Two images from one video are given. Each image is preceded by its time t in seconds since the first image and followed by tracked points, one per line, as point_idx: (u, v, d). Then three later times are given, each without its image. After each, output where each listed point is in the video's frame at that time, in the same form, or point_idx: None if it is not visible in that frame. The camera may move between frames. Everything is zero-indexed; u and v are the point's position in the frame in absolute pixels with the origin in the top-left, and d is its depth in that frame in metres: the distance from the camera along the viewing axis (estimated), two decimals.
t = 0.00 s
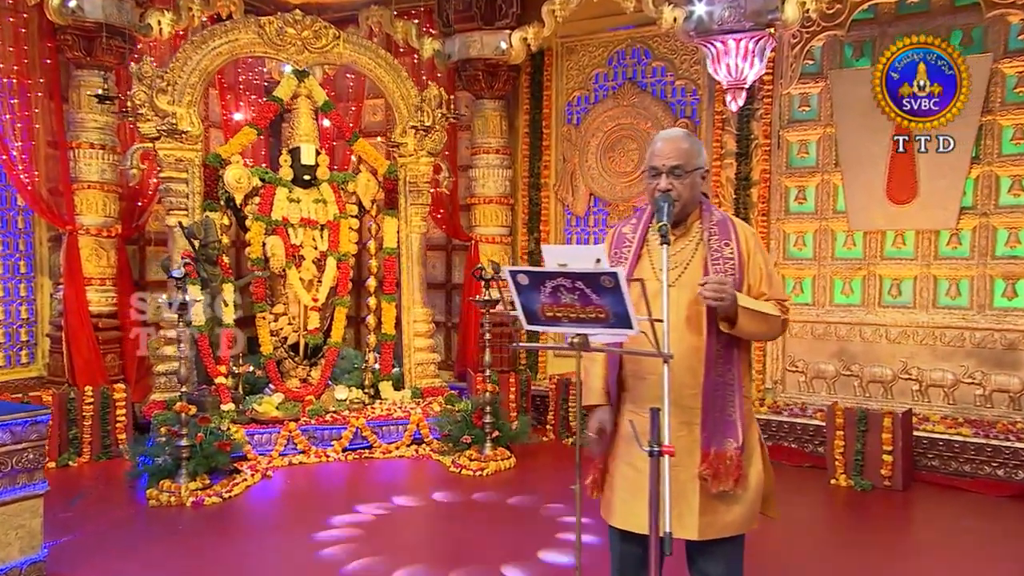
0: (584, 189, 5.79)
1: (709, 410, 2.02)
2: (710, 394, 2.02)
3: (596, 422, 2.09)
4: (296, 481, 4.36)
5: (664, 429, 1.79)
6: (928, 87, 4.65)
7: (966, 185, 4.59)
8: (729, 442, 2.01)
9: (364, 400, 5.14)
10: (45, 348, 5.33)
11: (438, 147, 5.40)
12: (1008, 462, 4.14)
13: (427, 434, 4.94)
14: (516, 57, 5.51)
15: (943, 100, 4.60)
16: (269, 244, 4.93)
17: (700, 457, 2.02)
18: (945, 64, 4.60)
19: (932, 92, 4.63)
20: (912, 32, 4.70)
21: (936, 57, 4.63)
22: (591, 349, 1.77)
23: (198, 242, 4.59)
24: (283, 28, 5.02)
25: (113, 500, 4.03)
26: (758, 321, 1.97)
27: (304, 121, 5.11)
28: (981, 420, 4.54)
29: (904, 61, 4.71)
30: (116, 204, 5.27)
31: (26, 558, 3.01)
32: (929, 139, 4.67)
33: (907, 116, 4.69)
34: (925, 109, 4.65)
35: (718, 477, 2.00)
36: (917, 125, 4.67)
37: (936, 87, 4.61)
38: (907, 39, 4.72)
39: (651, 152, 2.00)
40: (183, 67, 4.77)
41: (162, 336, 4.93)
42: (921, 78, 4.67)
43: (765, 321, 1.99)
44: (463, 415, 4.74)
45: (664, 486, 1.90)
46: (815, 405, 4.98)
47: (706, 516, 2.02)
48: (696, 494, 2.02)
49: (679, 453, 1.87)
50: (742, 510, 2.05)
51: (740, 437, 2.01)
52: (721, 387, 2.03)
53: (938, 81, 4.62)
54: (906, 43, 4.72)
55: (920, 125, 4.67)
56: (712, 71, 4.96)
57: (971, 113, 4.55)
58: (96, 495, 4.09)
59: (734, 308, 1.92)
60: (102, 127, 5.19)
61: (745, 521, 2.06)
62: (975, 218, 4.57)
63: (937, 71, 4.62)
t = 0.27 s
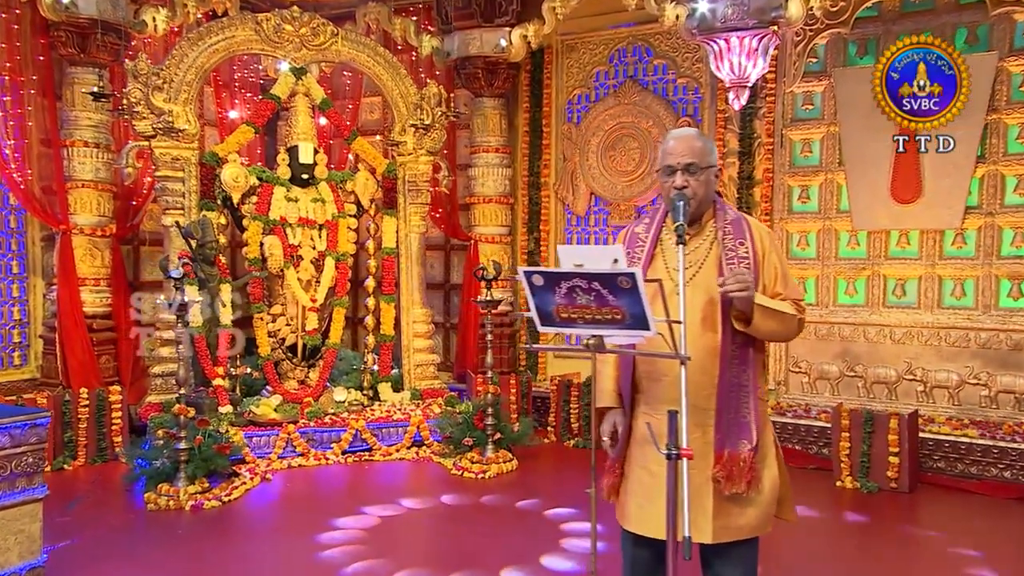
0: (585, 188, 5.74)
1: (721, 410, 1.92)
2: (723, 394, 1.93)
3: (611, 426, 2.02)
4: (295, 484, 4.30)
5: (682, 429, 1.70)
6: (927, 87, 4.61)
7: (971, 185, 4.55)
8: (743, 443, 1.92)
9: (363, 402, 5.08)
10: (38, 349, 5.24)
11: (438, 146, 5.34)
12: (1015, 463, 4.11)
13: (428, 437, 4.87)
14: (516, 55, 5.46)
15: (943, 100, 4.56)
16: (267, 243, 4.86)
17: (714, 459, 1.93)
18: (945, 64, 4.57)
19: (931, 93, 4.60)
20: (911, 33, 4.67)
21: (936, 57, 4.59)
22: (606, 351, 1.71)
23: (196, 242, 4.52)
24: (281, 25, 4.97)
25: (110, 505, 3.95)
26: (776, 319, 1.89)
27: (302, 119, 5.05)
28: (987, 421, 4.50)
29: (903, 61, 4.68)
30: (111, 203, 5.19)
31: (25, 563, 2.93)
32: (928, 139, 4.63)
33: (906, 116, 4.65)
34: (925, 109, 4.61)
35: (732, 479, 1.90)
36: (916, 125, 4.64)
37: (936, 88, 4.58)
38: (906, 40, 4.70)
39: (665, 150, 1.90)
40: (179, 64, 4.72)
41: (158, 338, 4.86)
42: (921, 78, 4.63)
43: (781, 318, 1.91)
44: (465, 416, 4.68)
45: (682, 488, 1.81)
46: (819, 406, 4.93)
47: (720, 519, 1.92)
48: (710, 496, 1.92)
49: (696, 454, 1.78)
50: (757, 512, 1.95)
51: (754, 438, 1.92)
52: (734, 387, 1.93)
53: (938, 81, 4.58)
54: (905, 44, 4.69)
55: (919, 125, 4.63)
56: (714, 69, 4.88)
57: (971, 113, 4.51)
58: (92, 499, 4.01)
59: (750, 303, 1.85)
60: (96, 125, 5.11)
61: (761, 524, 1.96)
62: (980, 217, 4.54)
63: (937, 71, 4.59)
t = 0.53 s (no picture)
0: (582, 187, 5.69)
1: (736, 412, 1.88)
2: (737, 396, 1.88)
3: (619, 429, 1.97)
4: (291, 488, 4.23)
5: (700, 432, 1.66)
6: (927, 87, 4.58)
7: (972, 185, 4.53)
8: (758, 445, 1.87)
9: (359, 404, 5.01)
10: (27, 351, 5.15)
11: (434, 145, 5.29)
12: (1017, 464, 4.09)
13: (425, 439, 4.81)
14: (513, 53, 5.40)
15: (943, 100, 4.53)
16: (262, 244, 4.80)
17: (730, 461, 1.88)
18: (945, 64, 4.54)
19: (931, 93, 4.57)
20: (910, 32, 4.64)
21: (936, 57, 4.56)
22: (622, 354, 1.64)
23: (190, 241, 4.44)
24: (275, 22, 4.91)
25: (104, 509, 3.88)
26: (792, 321, 1.82)
27: (297, 118, 4.99)
28: (988, 422, 4.47)
29: (903, 61, 4.65)
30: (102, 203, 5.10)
31: (21, 570, 2.83)
32: (929, 139, 4.60)
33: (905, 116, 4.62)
34: (925, 110, 4.59)
35: (749, 482, 1.85)
36: (915, 126, 4.61)
37: (936, 88, 4.55)
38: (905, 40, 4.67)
39: (679, 146, 1.85)
40: (172, 62, 4.67)
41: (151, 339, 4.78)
42: (920, 78, 4.61)
43: (796, 320, 1.83)
44: (463, 419, 4.62)
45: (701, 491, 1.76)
46: (819, 408, 4.90)
47: (737, 523, 1.87)
48: (726, 500, 1.87)
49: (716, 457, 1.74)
50: (771, 516, 1.89)
51: (770, 439, 1.87)
52: (748, 388, 1.89)
53: (938, 81, 4.56)
54: (904, 44, 4.66)
55: (918, 125, 4.61)
56: (714, 68, 4.85)
57: (971, 113, 4.49)
58: (86, 504, 3.93)
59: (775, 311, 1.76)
60: (87, 123, 5.02)
61: (777, 528, 1.90)
62: (981, 217, 4.52)
63: (936, 71, 4.56)
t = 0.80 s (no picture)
0: (578, 187, 5.65)
1: (747, 414, 1.84)
2: (748, 398, 1.83)
3: (631, 431, 1.89)
4: (286, 491, 4.17)
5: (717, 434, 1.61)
6: (927, 87, 4.56)
7: (970, 184, 4.52)
8: (769, 447, 1.82)
9: (354, 406, 4.95)
10: (16, 353, 5.06)
11: (428, 144, 5.24)
12: (1016, 465, 4.08)
13: (421, 441, 4.76)
14: (508, 51, 5.36)
15: (943, 100, 4.51)
16: (255, 243, 4.73)
17: (741, 464, 1.83)
18: (945, 64, 4.52)
19: (931, 92, 4.55)
20: (910, 32, 4.62)
21: (936, 57, 4.54)
22: (635, 354, 1.63)
23: (183, 241, 4.37)
24: (268, 19, 4.86)
25: (96, 514, 3.80)
26: (804, 320, 1.80)
27: (290, 116, 4.93)
28: (986, 422, 4.46)
29: (902, 61, 4.63)
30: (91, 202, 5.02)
31: None
32: (931, 138, 4.58)
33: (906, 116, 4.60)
34: (925, 109, 4.57)
35: (760, 484, 1.81)
36: (916, 125, 4.59)
37: (936, 87, 4.53)
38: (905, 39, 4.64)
39: (688, 149, 1.81)
40: (164, 59, 4.62)
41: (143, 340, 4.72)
42: (920, 78, 4.58)
43: (808, 320, 1.81)
44: (461, 421, 4.57)
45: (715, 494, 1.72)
46: (817, 408, 4.87)
47: (749, 525, 1.83)
48: (736, 502, 1.82)
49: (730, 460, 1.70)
50: (783, 519, 1.85)
51: (782, 441, 1.83)
52: (760, 390, 1.84)
53: (938, 81, 4.54)
54: (904, 44, 4.64)
55: (920, 125, 4.58)
56: (712, 68, 4.81)
57: (972, 113, 4.48)
58: (78, 509, 3.86)
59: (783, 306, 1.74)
60: (76, 121, 4.94)
61: (789, 531, 1.86)
62: (979, 217, 4.51)
63: (937, 71, 4.54)
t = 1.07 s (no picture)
0: (573, 187, 5.64)
1: (753, 415, 1.84)
2: (756, 399, 1.84)
3: (638, 431, 1.92)
4: (282, 493, 4.14)
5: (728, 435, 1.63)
6: (927, 88, 4.57)
7: (964, 184, 4.54)
8: (775, 449, 1.82)
9: (349, 407, 4.94)
10: (7, 354, 5.02)
11: (424, 144, 5.24)
12: (1010, 464, 4.11)
13: (418, 442, 4.74)
14: (503, 51, 5.35)
15: (943, 100, 4.52)
16: (250, 244, 4.70)
17: (746, 465, 1.84)
18: (945, 64, 4.52)
19: (931, 93, 4.55)
20: (910, 32, 4.62)
21: (936, 57, 4.54)
22: (645, 355, 1.63)
23: (178, 241, 4.35)
24: (262, 19, 4.86)
25: (92, 516, 3.77)
26: (807, 324, 1.79)
27: (285, 115, 4.91)
28: (980, 421, 4.49)
29: (902, 61, 4.63)
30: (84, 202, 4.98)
31: None
32: (930, 139, 4.59)
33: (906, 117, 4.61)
34: (925, 109, 4.57)
35: (765, 485, 1.81)
36: (917, 125, 4.60)
37: (936, 88, 4.53)
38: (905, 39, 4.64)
39: (696, 150, 1.81)
40: (157, 58, 4.62)
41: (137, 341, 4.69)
42: (920, 79, 4.59)
43: (812, 324, 1.79)
44: (458, 421, 4.56)
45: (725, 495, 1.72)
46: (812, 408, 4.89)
47: (754, 526, 1.83)
48: (741, 502, 1.82)
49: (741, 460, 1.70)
50: (790, 519, 1.84)
51: (787, 443, 1.83)
52: (766, 392, 1.85)
53: (938, 81, 4.54)
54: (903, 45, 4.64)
55: (920, 125, 4.60)
56: (707, 69, 4.81)
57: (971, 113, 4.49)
58: (73, 511, 3.84)
59: (783, 310, 1.74)
60: (68, 120, 4.90)
61: (796, 531, 1.85)
62: (973, 217, 4.53)
63: (937, 71, 4.54)
